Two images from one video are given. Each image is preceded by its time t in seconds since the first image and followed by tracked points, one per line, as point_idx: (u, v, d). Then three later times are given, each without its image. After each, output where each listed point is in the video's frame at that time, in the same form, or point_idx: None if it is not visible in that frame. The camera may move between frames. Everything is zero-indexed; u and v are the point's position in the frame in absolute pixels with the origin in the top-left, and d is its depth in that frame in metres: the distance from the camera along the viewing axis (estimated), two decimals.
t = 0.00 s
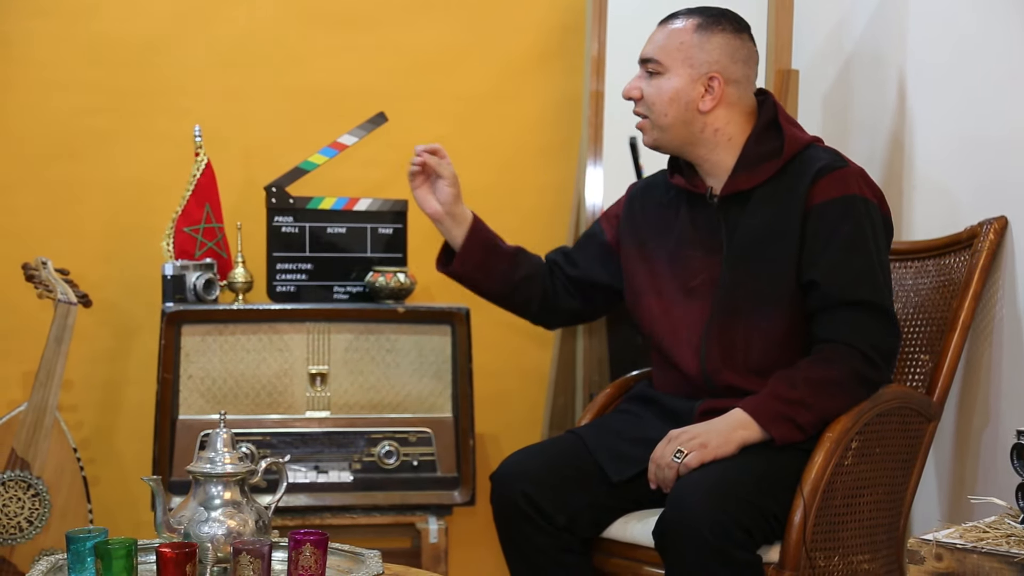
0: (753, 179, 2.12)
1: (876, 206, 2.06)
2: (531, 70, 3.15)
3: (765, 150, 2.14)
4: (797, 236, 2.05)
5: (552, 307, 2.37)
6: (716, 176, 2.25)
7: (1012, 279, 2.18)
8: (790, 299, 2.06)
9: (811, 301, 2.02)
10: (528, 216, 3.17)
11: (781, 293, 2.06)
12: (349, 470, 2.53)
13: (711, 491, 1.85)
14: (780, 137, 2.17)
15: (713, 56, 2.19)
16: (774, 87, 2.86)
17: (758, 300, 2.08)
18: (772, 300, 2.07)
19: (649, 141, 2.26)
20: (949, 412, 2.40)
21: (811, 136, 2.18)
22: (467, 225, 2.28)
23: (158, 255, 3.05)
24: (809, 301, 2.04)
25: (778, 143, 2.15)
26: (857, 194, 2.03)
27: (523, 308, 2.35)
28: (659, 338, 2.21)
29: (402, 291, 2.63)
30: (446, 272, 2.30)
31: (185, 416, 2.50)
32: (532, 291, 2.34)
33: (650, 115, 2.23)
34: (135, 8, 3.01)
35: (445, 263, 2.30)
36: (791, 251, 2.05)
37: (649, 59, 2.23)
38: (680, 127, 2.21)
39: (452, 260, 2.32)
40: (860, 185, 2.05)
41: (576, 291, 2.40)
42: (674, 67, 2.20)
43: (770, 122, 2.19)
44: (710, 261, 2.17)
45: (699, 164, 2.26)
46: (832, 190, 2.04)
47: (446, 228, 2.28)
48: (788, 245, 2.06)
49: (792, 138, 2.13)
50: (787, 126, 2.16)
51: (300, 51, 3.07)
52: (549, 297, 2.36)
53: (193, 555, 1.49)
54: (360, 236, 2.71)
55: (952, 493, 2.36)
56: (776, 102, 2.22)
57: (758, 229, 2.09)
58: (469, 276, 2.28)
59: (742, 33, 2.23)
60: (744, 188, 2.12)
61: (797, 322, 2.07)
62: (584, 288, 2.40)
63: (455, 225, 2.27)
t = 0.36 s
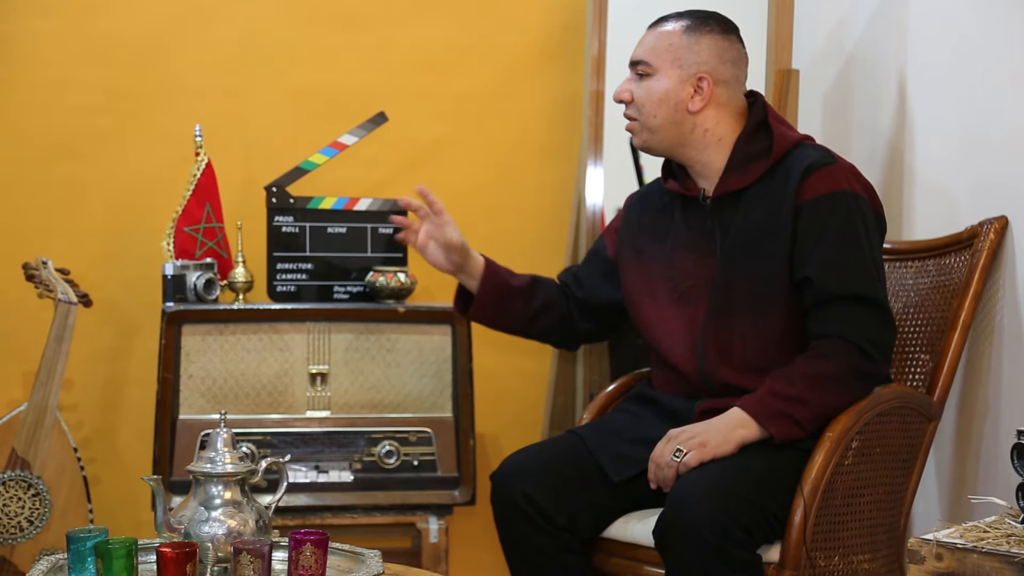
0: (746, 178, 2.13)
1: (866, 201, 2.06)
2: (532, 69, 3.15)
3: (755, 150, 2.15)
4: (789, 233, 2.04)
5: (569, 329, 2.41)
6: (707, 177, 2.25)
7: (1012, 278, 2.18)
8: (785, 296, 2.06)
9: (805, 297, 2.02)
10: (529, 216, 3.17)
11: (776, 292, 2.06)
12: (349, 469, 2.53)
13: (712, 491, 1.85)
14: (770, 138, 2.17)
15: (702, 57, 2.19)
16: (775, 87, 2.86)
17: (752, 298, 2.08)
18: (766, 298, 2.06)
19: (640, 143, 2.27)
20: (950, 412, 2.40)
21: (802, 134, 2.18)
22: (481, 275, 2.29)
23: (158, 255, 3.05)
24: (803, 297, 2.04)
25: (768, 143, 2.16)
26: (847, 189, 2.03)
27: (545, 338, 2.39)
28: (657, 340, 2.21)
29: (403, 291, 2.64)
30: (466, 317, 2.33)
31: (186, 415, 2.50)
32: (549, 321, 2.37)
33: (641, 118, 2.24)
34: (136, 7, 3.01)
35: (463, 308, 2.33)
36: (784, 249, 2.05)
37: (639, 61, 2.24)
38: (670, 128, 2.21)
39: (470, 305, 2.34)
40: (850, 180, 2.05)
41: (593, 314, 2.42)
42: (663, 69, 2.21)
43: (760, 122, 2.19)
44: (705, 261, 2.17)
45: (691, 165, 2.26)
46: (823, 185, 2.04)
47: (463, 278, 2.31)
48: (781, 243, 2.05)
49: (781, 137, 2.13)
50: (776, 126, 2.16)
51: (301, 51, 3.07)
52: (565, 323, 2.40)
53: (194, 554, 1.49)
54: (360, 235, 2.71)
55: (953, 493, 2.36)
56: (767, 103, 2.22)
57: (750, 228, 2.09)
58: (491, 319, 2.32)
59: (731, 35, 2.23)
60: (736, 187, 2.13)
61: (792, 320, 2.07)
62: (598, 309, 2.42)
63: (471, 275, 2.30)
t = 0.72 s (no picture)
0: (744, 176, 2.12)
1: (864, 198, 2.05)
2: (532, 69, 3.15)
3: (754, 148, 2.15)
4: (787, 232, 2.04)
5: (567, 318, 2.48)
6: (707, 175, 2.24)
7: (1012, 277, 2.18)
8: (784, 294, 2.06)
9: (804, 294, 2.02)
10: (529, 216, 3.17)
11: (774, 290, 2.06)
12: (349, 469, 2.53)
13: (713, 490, 1.85)
14: (767, 136, 2.17)
15: (701, 52, 2.21)
16: (775, 87, 2.86)
17: (752, 296, 2.08)
18: (766, 295, 2.06)
19: (640, 142, 2.26)
20: (950, 411, 2.41)
21: (799, 132, 2.18)
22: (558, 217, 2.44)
23: (159, 255, 3.05)
24: (801, 295, 2.03)
25: (766, 141, 2.16)
26: (845, 185, 2.03)
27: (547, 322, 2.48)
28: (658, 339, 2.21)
29: (403, 291, 2.63)
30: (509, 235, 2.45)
31: (186, 415, 2.50)
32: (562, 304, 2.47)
33: (641, 114, 2.24)
34: (136, 6, 3.01)
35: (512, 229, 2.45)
36: (782, 247, 2.05)
37: (638, 59, 2.24)
38: (671, 124, 2.21)
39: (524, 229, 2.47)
40: (848, 177, 2.05)
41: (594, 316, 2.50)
42: (663, 64, 2.21)
43: (759, 120, 2.19)
44: (704, 260, 2.17)
45: (692, 163, 2.25)
46: (821, 182, 2.03)
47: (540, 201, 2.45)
48: (779, 240, 2.05)
49: (779, 135, 2.14)
50: (773, 125, 2.17)
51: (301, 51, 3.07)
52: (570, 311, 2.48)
53: (194, 554, 1.49)
54: (361, 235, 2.71)
55: (953, 493, 2.36)
56: (763, 101, 2.23)
57: (749, 227, 2.09)
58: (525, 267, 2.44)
59: (728, 31, 2.25)
60: (735, 186, 2.12)
61: (791, 317, 2.07)
62: (596, 302, 2.49)
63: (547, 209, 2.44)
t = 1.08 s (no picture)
0: (744, 176, 2.12)
1: (865, 198, 2.05)
2: (532, 69, 3.15)
3: (754, 148, 2.16)
4: (787, 232, 2.04)
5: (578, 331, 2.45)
6: (708, 176, 2.25)
7: (1013, 277, 2.18)
8: (785, 295, 2.06)
9: (804, 294, 2.02)
10: (529, 215, 3.17)
11: (775, 290, 2.06)
12: (350, 469, 2.53)
13: (713, 490, 1.85)
14: (768, 136, 2.17)
15: (698, 53, 2.20)
16: (775, 87, 2.86)
17: (752, 295, 2.08)
18: (766, 294, 2.06)
19: (640, 144, 2.27)
20: (950, 411, 2.41)
21: (800, 132, 2.18)
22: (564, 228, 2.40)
23: (159, 254, 3.05)
24: (802, 295, 2.03)
25: (767, 141, 2.16)
26: (845, 185, 2.03)
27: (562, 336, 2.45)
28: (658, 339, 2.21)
29: (404, 290, 2.64)
30: (516, 253, 2.42)
31: (186, 415, 2.50)
32: (577, 316, 2.44)
33: (640, 118, 2.24)
34: (136, 6, 3.01)
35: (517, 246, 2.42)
36: (782, 247, 2.05)
37: (636, 63, 2.24)
38: (669, 126, 2.22)
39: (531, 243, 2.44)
40: (849, 177, 2.05)
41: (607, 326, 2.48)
42: (660, 68, 2.21)
43: (759, 121, 2.20)
44: (705, 260, 2.17)
45: (692, 164, 2.26)
46: (821, 182, 2.03)
47: (545, 214, 2.41)
48: (779, 240, 2.05)
49: (779, 135, 2.13)
50: (774, 124, 2.17)
51: (301, 50, 3.07)
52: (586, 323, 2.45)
53: (194, 554, 1.49)
54: (361, 235, 2.71)
55: (953, 493, 2.36)
56: (764, 101, 2.22)
57: (749, 227, 2.09)
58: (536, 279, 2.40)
59: (724, 31, 2.24)
60: (736, 186, 2.12)
61: (792, 317, 2.07)
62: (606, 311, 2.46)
63: (551, 223, 2.40)
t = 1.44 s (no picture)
0: (737, 178, 2.13)
1: (859, 196, 2.05)
2: (532, 69, 3.15)
3: (747, 149, 2.16)
4: (782, 232, 2.04)
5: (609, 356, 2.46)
6: (701, 180, 2.25)
7: (1013, 277, 2.18)
8: (782, 296, 2.06)
9: (801, 294, 2.02)
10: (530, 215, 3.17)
11: (772, 291, 2.06)
12: (350, 469, 2.53)
13: (714, 490, 1.85)
14: (760, 137, 2.17)
15: (685, 58, 2.20)
16: (775, 87, 2.86)
17: (749, 297, 2.08)
18: (763, 295, 2.06)
19: (633, 151, 2.27)
20: (950, 411, 2.41)
21: (793, 132, 2.18)
22: (556, 281, 2.34)
23: (159, 254, 3.05)
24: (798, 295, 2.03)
25: (760, 142, 2.16)
26: (838, 183, 2.03)
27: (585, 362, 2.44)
28: (657, 344, 2.21)
29: (404, 290, 2.64)
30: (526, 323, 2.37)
31: (187, 415, 2.50)
32: (598, 342, 2.42)
33: (630, 125, 2.24)
34: (136, 6, 3.01)
35: (524, 314, 2.37)
36: (778, 248, 2.05)
37: (624, 70, 2.24)
38: (660, 133, 2.22)
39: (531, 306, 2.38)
40: (842, 175, 2.05)
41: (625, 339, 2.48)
42: (648, 74, 2.21)
43: (750, 122, 2.20)
44: (702, 262, 2.17)
45: (685, 168, 2.26)
46: (814, 182, 2.04)
47: (533, 278, 2.35)
48: (774, 240, 2.05)
49: (772, 135, 2.13)
50: (766, 125, 2.17)
51: (301, 50, 3.07)
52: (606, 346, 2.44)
53: (195, 554, 1.49)
54: (361, 235, 2.71)
55: (953, 493, 2.36)
56: (755, 102, 2.22)
57: (744, 228, 2.10)
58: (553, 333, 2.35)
59: (711, 34, 2.24)
60: (730, 188, 2.13)
61: (790, 317, 2.07)
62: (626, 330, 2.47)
63: (542, 282, 2.34)
